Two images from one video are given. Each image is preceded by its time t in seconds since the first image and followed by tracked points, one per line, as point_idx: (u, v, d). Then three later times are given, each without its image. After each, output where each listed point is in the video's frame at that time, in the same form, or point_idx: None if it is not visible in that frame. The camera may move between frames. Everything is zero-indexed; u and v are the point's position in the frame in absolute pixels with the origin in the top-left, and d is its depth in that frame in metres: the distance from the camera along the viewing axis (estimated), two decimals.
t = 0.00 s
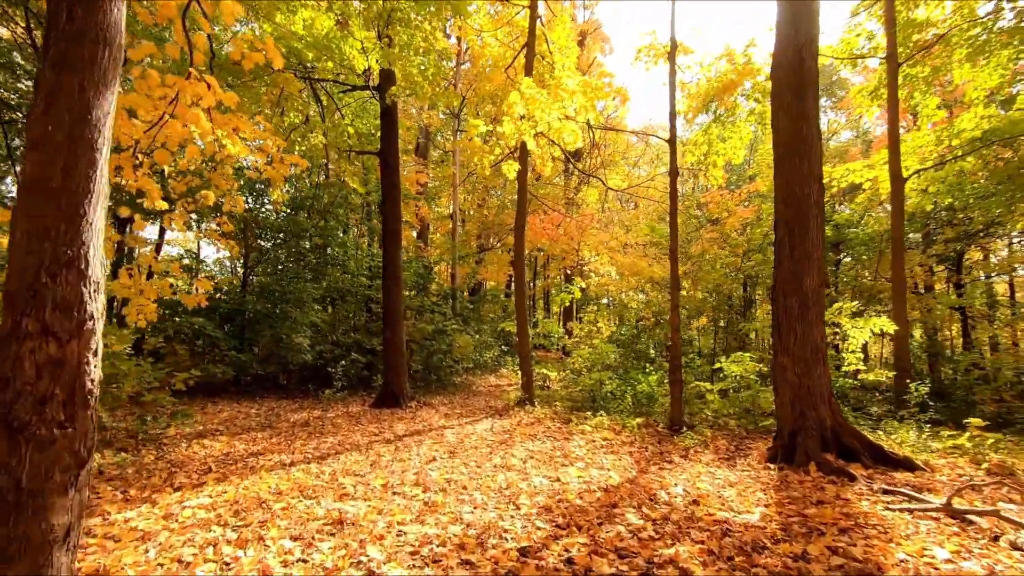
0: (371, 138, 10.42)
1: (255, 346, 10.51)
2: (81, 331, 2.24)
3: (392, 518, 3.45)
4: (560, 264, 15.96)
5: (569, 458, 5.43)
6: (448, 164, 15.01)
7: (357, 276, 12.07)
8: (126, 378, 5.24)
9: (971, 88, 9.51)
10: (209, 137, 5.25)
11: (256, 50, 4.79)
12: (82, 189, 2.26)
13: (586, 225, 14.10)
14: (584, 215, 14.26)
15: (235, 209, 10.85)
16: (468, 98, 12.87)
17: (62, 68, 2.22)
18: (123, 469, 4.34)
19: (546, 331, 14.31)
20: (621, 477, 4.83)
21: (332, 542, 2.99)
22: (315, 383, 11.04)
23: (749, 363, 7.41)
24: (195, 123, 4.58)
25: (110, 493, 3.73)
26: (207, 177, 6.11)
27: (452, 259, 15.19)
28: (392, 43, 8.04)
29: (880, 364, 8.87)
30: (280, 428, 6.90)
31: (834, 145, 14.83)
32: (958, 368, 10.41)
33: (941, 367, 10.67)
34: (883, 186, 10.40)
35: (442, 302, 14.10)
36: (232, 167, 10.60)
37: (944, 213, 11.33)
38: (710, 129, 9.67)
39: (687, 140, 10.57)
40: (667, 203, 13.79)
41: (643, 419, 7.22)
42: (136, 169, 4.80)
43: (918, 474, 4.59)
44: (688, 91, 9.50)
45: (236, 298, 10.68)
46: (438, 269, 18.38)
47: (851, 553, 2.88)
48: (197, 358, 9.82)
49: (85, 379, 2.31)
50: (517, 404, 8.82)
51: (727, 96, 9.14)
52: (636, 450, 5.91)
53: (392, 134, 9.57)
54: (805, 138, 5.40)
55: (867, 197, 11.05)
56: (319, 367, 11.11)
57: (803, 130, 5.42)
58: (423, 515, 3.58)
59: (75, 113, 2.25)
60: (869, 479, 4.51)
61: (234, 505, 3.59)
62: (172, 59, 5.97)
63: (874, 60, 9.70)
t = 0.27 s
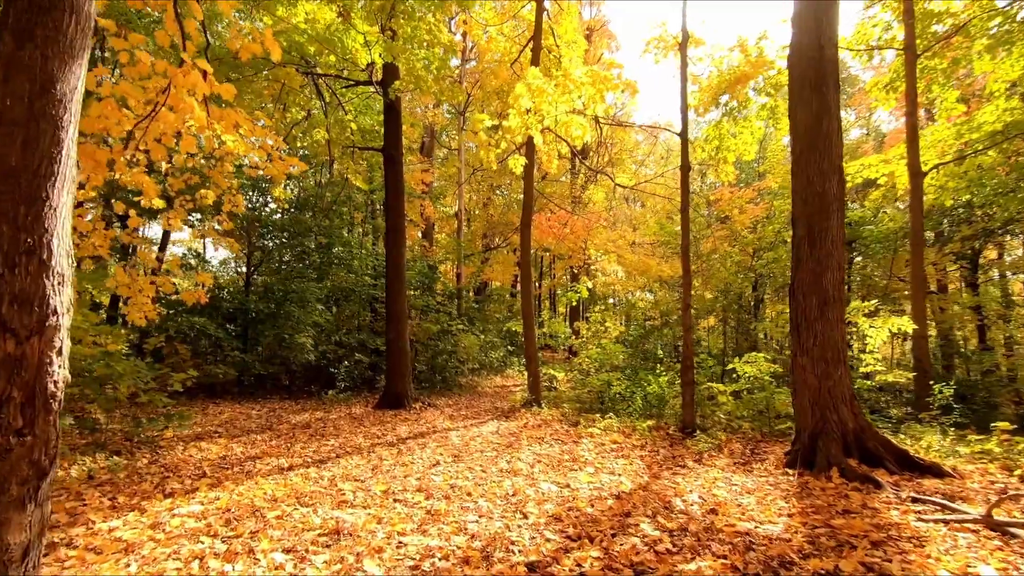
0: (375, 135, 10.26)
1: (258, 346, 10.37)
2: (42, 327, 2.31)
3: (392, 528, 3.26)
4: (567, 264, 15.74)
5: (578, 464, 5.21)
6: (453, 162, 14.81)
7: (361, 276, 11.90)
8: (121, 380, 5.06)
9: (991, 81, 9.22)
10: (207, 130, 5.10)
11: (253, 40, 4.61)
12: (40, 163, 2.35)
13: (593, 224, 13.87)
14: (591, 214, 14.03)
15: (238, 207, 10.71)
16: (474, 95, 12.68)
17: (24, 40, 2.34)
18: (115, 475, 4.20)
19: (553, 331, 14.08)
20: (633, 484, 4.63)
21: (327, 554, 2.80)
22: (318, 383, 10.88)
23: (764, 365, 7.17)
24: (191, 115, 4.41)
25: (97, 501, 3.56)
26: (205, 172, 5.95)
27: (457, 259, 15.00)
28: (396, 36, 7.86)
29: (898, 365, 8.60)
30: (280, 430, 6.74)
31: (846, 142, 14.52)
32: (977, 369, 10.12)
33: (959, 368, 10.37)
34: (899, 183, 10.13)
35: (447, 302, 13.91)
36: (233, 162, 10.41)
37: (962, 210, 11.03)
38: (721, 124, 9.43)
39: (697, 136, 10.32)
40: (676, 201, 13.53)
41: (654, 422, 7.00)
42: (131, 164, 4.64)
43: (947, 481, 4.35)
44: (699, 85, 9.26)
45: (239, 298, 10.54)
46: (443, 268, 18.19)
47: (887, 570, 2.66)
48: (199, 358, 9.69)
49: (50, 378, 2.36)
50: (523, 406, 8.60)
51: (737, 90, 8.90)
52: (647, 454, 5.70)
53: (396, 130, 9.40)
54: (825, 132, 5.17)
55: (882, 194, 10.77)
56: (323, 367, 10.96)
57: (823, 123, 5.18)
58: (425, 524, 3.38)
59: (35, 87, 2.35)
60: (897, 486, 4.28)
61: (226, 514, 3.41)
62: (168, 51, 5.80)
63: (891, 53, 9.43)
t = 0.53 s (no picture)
0: (379, 130, 10.05)
1: (260, 346, 10.18)
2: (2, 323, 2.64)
3: (393, 542, 3.03)
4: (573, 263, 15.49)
5: (589, 469, 4.97)
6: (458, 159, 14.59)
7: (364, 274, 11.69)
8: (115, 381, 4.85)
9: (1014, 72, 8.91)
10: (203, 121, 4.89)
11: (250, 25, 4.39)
12: None
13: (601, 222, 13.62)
14: (598, 212, 13.78)
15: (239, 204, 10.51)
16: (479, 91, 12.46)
17: None
18: (103, 481, 3.99)
19: (559, 331, 13.83)
20: (649, 491, 4.38)
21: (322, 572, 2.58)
22: (321, 384, 10.68)
23: (781, 366, 6.88)
24: (185, 103, 4.19)
25: (82, 510, 3.35)
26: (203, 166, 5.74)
27: (462, 257, 14.77)
28: (400, 27, 7.64)
29: (918, 366, 8.32)
30: (280, 432, 6.53)
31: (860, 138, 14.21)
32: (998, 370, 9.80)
33: (979, 369, 10.06)
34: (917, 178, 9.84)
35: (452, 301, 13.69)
36: (233, 159, 10.19)
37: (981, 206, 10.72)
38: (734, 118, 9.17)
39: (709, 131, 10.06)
40: (685, 198, 13.27)
41: (666, 425, 6.74)
42: (123, 155, 4.43)
43: (984, 489, 4.09)
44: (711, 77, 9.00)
45: (240, 297, 10.35)
46: (448, 267, 17.97)
47: None
48: (199, 358, 9.51)
49: (2, 377, 2.66)
50: (530, 408, 8.37)
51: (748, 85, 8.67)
52: (661, 458, 5.45)
53: (400, 124, 9.19)
54: (850, 121, 4.90)
55: (899, 190, 10.47)
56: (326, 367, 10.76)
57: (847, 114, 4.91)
58: (430, 536, 3.16)
59: None
60: (930, 496, 4.03)
61: (217, 525, 3.18)
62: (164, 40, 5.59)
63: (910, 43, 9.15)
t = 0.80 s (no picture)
0: (378, 126, 9.84)
1: (257, 346, 9.98)
2: None
3: (390, 556, 2.83)
4: (576, 262, 15.27)
5: (596, 475, 4.76)
6: (460, 157, 14.40)
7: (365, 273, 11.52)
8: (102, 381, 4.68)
9: None
10: (192, 111, 4.69)
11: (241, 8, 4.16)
12: None
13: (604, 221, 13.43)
14: (602, 210, 13.58)
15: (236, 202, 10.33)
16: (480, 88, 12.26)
17: None
18: (85, 489, 3.78)
19: (562, 331, 13.62)
20: (660, 498, 4.17)
21: None
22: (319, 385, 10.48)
23: (793, 366, 6.65)
24: (171, 91, 3.99)
25: (56, 522, 3.13)
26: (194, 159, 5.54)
27: (464, 256, 14.58)
28: (400, 18, 7.44)
29: (932, 367, 8.09)
30: (276, 435, 6.33)
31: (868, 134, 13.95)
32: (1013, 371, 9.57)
33: (994, 370, 9.83)
34: (929, 174, 9.59)
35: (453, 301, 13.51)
36: (230, 157, 10.03)
37: (994, 204, 10.48)
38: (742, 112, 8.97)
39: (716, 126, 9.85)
40: (689, 196, 13.08)
41: (674, 427, 6.53)
42: (111, 146, 4.22)
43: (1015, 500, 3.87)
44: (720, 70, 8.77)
45: (238, 296, 10.16)
46: (449, 266, 17.77)
47: None
48: (195, 358, 9.31)
49: None
50: (533, 409, 8.16)
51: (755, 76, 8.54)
52: (671, 463, 5.24)
53: (400, 119, 8.98)
54: (869, 113, 4.68)
55: (910, 187, 10.25)
56: (324, 368, 10.57)
57: (865, 102, 4.69)
58: (429, 550, 2.95)
59: None
60: (959, 505, 3.81)
61: (202, 539, 2.97)
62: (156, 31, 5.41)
63: (923, 34, 8.91)
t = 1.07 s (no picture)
0: (376, 120, 9.60)
1: (253, 346, 9.75)
2: None
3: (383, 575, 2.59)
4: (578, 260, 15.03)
5: (603, 482, 4.51)
6: (461, 154, 14.16)
7: (363, 271, 11.29)
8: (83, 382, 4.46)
9: None
10: (177, 98, 4.45)
11: None
12: None
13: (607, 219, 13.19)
14: (605, 207, 13.34)
15: (231, 198, 10.15)
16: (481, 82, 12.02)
17: None
18: (60, 498, 3.54)
19: (565, 331, 13.36)
20: (673, 508, 3.92)
21: None
22: (316, 386, 10.25)
23: (806, 367, 6.38)
24: (153, 75, 3.76)
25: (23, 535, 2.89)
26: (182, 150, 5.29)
27: (465, 255, 14.35)
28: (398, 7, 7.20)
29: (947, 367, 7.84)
30: (269, 438, 6.09)
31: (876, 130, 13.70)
32: None
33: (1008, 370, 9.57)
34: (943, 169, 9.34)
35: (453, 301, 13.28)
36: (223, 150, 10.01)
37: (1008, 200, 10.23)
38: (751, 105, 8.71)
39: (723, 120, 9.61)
40: (694, 193, 12.84)
41: (683, 430, 6.28)
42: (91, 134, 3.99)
43: None
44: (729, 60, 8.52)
45: (233, 295, 9.93)
46: (449, 265, 17.54)
47: None
48: (189, 358, 9.08)
49: None
50: (536, 411, 7.92)
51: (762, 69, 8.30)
52: (681, 469, 5.00)
53: (398, 112, 8.74)
54: (889, 106, 4.42)
55: (922, 183, 10.00)
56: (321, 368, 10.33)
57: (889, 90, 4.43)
58: (426, 567, 2.72)
59: None
60: (994, 515, 3.58)
61: (180, 555, 2.73)
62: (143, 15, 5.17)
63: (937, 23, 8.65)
